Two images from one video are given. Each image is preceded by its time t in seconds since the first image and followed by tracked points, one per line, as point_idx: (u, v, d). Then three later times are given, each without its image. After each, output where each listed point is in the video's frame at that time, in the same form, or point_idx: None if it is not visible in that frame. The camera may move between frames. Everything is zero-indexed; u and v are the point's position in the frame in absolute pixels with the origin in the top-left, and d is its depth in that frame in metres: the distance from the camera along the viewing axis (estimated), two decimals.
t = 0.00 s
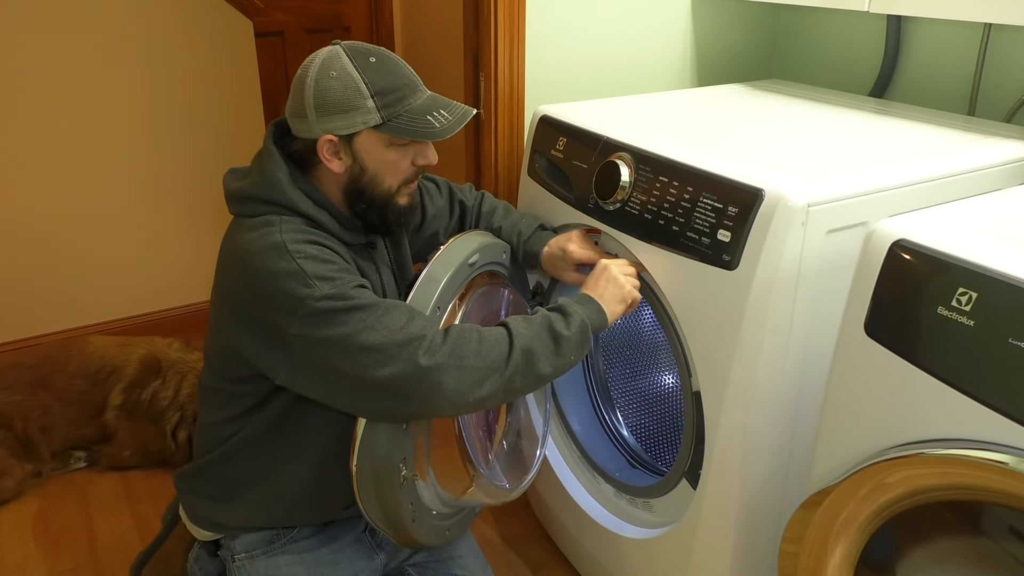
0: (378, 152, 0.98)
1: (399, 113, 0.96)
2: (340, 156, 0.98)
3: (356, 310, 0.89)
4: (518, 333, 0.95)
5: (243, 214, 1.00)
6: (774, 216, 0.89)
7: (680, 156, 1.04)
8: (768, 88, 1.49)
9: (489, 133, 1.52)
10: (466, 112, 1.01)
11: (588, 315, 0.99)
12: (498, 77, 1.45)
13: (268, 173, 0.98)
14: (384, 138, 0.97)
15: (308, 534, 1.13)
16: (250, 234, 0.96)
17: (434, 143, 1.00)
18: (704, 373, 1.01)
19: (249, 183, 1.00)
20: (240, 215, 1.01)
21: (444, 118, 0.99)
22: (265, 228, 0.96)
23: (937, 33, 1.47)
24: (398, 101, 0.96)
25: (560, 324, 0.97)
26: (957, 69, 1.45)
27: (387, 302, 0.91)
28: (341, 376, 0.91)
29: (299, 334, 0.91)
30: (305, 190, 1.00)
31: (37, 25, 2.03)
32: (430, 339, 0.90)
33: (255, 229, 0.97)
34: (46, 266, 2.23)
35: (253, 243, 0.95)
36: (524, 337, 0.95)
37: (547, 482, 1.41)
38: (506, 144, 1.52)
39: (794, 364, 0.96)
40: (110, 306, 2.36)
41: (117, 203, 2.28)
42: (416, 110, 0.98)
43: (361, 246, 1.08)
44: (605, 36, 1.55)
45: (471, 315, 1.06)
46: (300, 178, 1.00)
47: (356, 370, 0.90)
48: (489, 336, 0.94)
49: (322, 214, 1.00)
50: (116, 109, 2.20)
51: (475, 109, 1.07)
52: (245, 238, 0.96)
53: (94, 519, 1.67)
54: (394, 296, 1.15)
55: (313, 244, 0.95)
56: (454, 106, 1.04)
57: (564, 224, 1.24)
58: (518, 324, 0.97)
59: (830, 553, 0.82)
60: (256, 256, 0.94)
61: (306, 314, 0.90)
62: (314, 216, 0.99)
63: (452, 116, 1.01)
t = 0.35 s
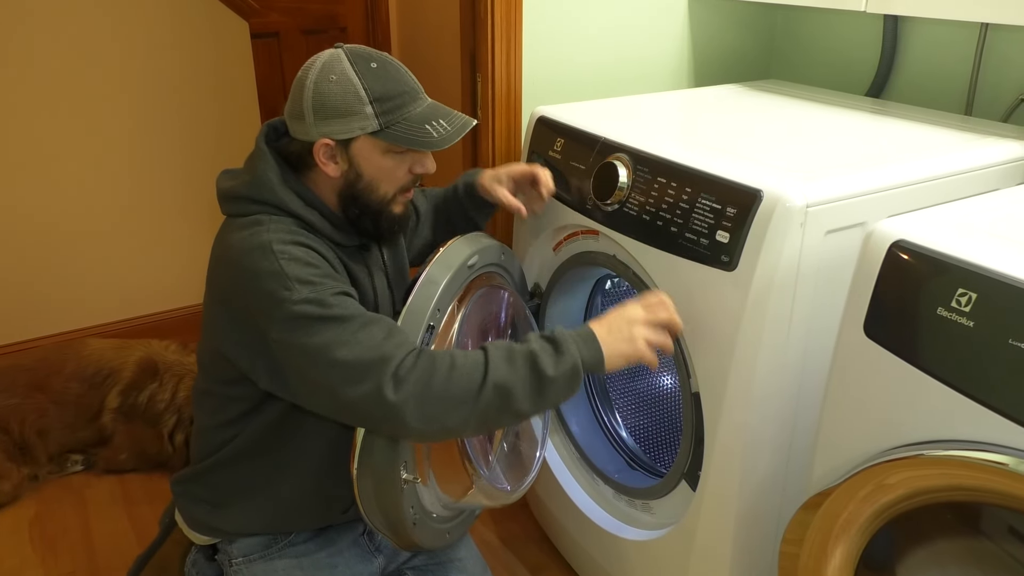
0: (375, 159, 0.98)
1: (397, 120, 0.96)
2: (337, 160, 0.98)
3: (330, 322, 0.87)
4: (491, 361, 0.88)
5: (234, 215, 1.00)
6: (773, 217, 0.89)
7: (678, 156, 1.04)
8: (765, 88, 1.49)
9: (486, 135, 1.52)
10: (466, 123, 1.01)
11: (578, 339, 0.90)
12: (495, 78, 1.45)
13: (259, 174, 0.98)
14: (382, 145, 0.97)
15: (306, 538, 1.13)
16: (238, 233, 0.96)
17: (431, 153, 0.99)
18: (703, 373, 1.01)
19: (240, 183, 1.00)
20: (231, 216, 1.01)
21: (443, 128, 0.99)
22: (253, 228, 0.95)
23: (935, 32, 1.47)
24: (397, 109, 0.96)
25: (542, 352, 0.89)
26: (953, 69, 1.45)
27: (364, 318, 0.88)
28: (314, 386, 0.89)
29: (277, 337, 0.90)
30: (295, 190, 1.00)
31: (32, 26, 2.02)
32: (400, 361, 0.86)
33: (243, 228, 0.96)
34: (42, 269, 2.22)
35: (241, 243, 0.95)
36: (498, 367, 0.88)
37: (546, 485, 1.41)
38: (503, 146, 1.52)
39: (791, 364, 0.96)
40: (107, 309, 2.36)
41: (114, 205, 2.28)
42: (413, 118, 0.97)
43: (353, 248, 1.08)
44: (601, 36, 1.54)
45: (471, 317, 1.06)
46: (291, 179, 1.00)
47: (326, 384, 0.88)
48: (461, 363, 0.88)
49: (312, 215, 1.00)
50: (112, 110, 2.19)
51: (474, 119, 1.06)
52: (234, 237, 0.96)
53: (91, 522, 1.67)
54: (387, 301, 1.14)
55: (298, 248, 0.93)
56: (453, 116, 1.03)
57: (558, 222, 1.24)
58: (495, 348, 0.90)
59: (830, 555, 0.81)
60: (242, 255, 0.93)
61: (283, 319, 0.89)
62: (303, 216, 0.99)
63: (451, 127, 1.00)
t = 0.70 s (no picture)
0: (351, 159, 0.98)
1: (373, 119, 0.96)
2: (313, 159, 0.98)
3: (303, 325, 0.85)
4: (468, 360, 0.87)
5: (215, 217, 1.00)
6: (773, 216, 0.89)
7: (679, 156, 1.04)
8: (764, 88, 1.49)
9: (486, 135, 1.52)
10: (444, 123, 1.00)
11: (557, 335, 0.90)
12: (495, 79, 1.45)
13: (236, 176, 0.98)
14: (358, 145, 0.97)
15: (303, 539, 1.13)
16: (218, 237, 0.96)
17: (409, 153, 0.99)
18: (703, 373, 1.01)
19: (219, 186, 1.00)
20: (211, 219, 1.01)
21: (420, 128, 0.98)
22: (232, 231, 0.95)
23: (933, 33, 1.47)
24: (372, 108, 0.95)
25: (521, 348, 0.88)
26: (953, 70, 1.46)
27: (339, 321, 0.87)
28: (288, 388, 0.88)
29: (253, 340, 0.89)
30: (273, 190, 1.00)
31: (32, 26, 2.02)
32: (375, 362, 0.85)
33: (224, 231, 0.96)
34: (41, 269, 2.21)
35: (220, 245, 0.94)
36: (475, 364, 0.87)
37: (546, 485, 1.41)
38: (503, 147, 1.52)
39: (791, 365, 0.96)
40: (106, 309, 2.35)
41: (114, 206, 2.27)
42: (390, 117, 0.97)
43: (336, 248, 1.08)
44: (601, 37, 1.54)
45: (471, 317, 1.06)
46: (268, 180, 1.00)
47: (302, 388, 0.86)
48: (437, 362, 0.86)
49: (291, 215, 0.99)
50: (112, 110, 2.19)
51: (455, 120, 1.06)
52: (213, 240, 0.96)
53: (90, 523, 1.67)
54: (370, 302, 1.14)
55: (274, 251, 0.92)
56: (433, 117, 1.02)
57: (558, 221, 1.24)
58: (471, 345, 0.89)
59: (830, 554, 0.81)
60: (221, 258, 0.93)
61: (258, 322, 0.88)
62: (282, 217, 0.99)
63: (429, 127, 1.00)
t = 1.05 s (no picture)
0: (371, 167, 0.98)
1: (397, 131, 0.96)
2: (334, 164, 0.98)
3: (252, 376, 0.86)
4: (377, 454, 0.86)
5: (219, 221, 1.01)
6: (773, 215, 0.89)
7: (678, 155, 1.04)
8: (765, 88, 1.49)
9: (486, 134, 1.52)
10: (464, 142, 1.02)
11: (462, 423, 0.88)
12: (496, 78, 1.45)
13: (244, 181, 0.99)
14: (380, 155, 0.97)
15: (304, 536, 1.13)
16: (217, 241, 0.97)
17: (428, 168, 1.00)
18: (703, 372, 1.01)
19: (226, 190, 1.00)
20: (216, 223, 1.01)
21: (442, 145, 1.00)
22: (233, 239, 0.96)
23: (933, 32, 1.47)
24: (399, 121, 0.96)
25: (429, 446, 0.87)
26: (954, 69, 1.46)
27: (279, 388, 0.87)
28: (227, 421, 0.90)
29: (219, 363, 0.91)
30: (279, 197, 1.00)
31: (34, 26, 2.03)
32: (289, 438, 0.86)
33: (226, 236, 0.97)
34: (43, 268, 2.22)
35: (218, 251, 0.95)
36: (381, 458, 0.86)
37: (546, 485, 1.41)
38: (504, 146, 1.52)
39: (790, 364, 0.96)
40: (107, 308, 2.36)
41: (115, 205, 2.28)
42: (414, 131, 0.98)
43: (339, 251, 1.08)
44: (601, 36, 1.55)
45: (471, 316, 1.06)
46: (276, 185, 1.00)
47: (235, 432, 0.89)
48: (347, 449, 0.85)
49: (297, 223, 1.00)
50: (113, 110, 2.19)
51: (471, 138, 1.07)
52: (213, 245, 0.97)
53: (90, 520, 1.67)
54: (372, 309, 1.14)
55: (265, 280, 0.92)
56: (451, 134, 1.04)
57: (558, 219, 1.24)
58: (390, 421, 0.87)
59: (829, 553, 0.81)
60: (213, 267, 0.93)
61: (225, 351, 0.89)
62: (288, 225, 0.99)
63: (450, 144, 1.01)
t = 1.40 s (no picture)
0: (314, 136, 0.97)
1: (332, 94, 0.95)
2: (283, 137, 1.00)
3: (244, 358, 0.88)
4: (371, 436, 0.86)
5: (203, 211, 1.01)
6: (774, 211, 0.89)
7: (679, 151, 1.05)
8: (768, 85, 1.49)
9: (488, 130, 1.52)
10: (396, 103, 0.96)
11: (457, 397, 0.87)
12: (498, 74, 1.45)
13: (224, 170, 1.00)
14: (318, 120, 0.96)
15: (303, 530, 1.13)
16: (199, 227, 0.98)
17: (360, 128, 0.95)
18: (703, 368, 1.01)
19: (209, 178, 1.01)
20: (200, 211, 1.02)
21: (372, 104, 0.95)
22: (220, 223, 0.97)
23: (936, 29, 1.47)
24: (335, 83, 0.95)
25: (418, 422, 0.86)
26: (956, 66, 1.45)
27: (272, 368, 0.88)
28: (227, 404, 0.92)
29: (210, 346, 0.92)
30: (259, 185, 1.00)
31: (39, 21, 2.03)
32: (285, 420, 0.87)
33: (210, 223, 0.97)
34: (47, 263, 2.23)
35: (207, 235, 0.95)
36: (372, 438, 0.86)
37: (547, 481, 1.42)
38: (506, 142, 1.52)
39: (790, 361, 0.96)
40: (111, 303, 2.36)
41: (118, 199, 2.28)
42: (349, 94, 0.95)
43: (320, 245, 1.07)
44: (604, 32, 1.55)
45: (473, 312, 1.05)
46: (256, 174, 1.01)
47: (235, 415, 0.91)
48: (342, 431, 0.86)
49: (271, 210, 0.99)
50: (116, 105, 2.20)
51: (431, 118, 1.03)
52: (195, 230, 0.98)
53: (93, 514, 1.68)
54: (360, 305, 1.14)
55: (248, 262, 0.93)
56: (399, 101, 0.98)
57: (561, 216, 1.24)
58: (387, 400, 0.87)
59: (829, 547, 0.81)
60: (201, 250, 0.95)
61: (218, 331, 0.91)
62: (265, 211, 0.99)
63: (384, 106, 0.96)
